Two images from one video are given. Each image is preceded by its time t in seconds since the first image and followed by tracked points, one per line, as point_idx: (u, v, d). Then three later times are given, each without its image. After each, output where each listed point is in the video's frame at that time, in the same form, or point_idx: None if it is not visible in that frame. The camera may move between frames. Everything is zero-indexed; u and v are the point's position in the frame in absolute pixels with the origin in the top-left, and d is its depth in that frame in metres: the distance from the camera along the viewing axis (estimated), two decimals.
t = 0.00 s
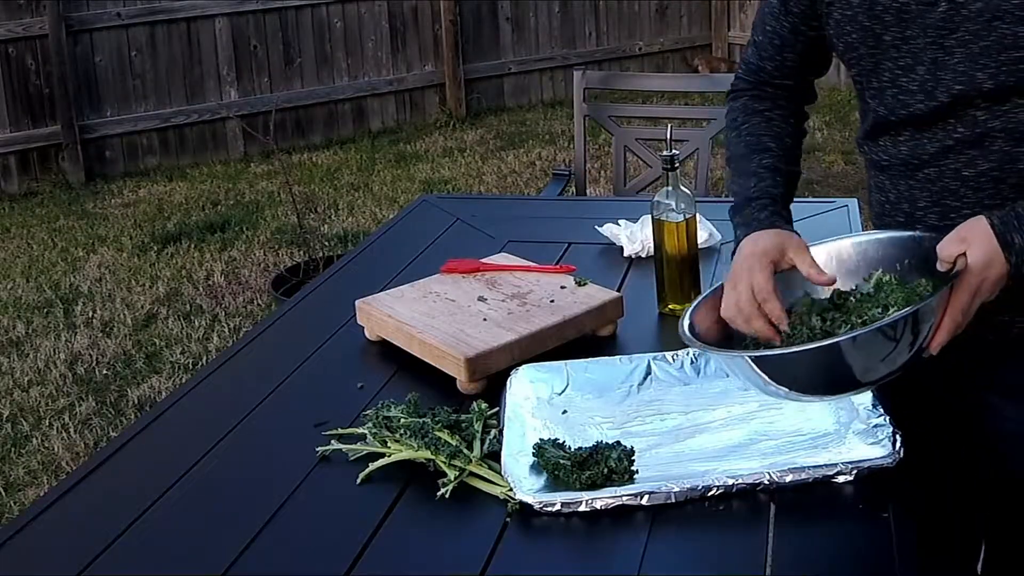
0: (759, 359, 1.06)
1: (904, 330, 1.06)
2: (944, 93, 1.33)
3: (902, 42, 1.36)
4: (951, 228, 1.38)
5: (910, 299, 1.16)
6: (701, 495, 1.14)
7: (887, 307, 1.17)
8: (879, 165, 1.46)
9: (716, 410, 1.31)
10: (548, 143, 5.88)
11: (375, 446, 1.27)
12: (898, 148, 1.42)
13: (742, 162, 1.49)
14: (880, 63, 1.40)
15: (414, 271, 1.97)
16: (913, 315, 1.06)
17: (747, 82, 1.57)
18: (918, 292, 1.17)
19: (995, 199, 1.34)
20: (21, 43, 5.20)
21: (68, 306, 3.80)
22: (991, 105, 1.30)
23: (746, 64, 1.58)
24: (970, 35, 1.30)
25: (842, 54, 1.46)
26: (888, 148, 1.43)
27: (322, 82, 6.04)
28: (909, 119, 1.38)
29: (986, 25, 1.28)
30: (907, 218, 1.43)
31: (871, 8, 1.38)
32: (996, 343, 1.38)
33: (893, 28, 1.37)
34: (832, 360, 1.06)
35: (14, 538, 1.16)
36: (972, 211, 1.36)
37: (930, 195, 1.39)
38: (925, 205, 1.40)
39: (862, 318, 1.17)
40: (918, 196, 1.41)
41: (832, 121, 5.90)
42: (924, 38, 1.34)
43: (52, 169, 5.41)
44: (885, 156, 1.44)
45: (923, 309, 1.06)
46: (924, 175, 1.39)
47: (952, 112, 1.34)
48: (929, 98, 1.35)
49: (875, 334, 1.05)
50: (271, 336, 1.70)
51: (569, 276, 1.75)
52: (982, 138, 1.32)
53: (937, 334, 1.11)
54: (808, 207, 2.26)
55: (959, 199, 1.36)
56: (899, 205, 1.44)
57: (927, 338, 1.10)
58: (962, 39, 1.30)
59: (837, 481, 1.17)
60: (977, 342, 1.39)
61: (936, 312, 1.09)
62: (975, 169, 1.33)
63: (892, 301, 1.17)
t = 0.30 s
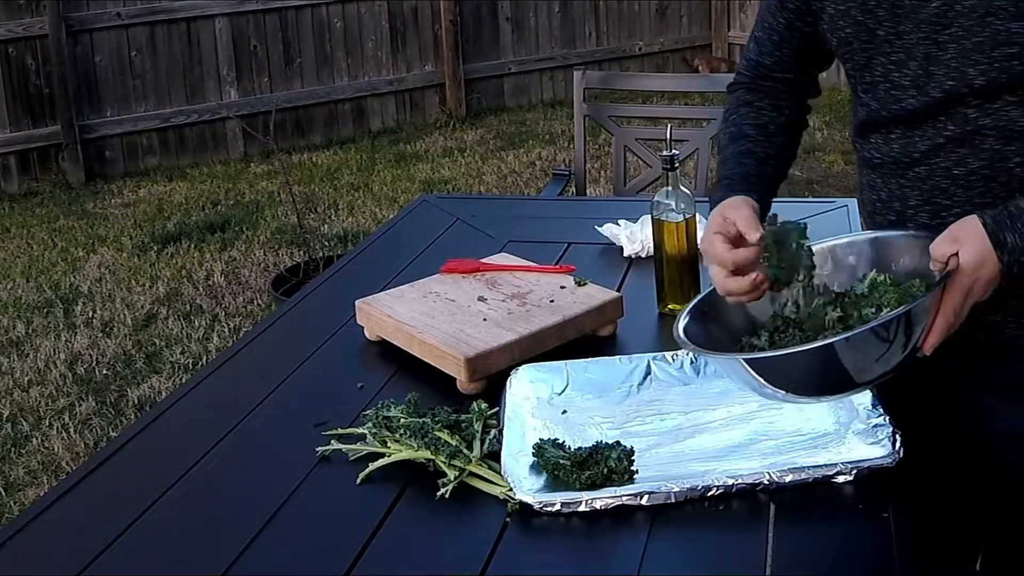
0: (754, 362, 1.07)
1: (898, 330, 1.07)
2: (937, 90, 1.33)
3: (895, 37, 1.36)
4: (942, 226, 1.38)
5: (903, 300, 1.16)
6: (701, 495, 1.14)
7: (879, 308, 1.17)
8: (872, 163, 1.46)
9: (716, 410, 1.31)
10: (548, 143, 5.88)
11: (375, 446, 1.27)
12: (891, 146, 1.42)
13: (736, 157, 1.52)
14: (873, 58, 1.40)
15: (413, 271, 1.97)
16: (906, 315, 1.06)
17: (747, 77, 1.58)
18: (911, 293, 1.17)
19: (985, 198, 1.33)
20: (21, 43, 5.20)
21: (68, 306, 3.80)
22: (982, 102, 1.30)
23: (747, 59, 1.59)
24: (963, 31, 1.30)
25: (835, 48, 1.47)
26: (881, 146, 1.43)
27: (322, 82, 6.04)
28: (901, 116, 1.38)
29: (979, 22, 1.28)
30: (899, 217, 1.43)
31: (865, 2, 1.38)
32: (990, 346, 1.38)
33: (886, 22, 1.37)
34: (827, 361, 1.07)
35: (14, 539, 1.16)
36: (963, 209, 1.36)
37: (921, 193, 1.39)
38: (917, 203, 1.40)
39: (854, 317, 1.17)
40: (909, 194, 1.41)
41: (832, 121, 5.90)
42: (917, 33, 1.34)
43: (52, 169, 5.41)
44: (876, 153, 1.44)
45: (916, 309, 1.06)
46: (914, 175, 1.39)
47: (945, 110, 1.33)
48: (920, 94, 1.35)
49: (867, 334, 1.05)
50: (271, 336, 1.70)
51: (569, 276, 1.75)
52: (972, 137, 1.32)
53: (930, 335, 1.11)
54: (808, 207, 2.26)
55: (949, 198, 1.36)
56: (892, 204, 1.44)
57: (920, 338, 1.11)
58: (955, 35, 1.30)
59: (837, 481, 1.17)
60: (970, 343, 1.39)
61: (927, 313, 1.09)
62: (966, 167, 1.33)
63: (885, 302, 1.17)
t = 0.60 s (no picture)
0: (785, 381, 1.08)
1: (929, 347, 1.07)
2: (944, 92, 1.34)
3: (896, 42, 1.38)
4: (953, 229, 1.39)
5: (934, 311, 1.17)
6: (700, 494, 1.14)
7: (911, 319, 1.18)
8: (878, 169, 1.47)
9: (716, 410, 1.31)
10: (548, 143, 5.88)
11: (375, 446, 1.27)
12: (897, 150, 1.43)
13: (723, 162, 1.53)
14: (875, 65, 1.42)
15: (413, 272, 1.97)
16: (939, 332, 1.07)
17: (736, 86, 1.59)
18: (943, 305, 1.18)
19: (995, 198, 1.34)
20: (21, 43, 5.20)
21: (68, 306, 3.80)
22: (990, 104, 1.31)
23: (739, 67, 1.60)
24: (967, 34, 1.31)
25: (835, 57, 1.49)
26: (887, 151, 1.44)
27: (322, 82, 6.04)
28: (907, 120, 1.39)
29: (982, 24, 1.29)
30: (908, 220, 1.44)
31: (864, 10, 1.41)
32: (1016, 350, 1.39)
33: (886, 29, 1.39)
34: (857, 381, 1.07)
35: (15, 538, 1.16)
36: (973, 209, 1.37)
37: (930, 198, 1.40)
38: (925, 207, 1.41)
39: (887, 334, 1.18)
40: (918, 198, 1.42)
41: (832, 121, 5.90)
42: (920, 37, 1.35)
43: (52, 169, 5.41)
44: (883, 159, 1.45)
45: (949, 324, 1.07)
46: (922, 179, 1.40)
47: (953, 114, 1.34)
48: (926, 97, 1.36)
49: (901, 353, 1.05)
50: (270, 336, 1.70)
51: (568, 276, 1.75)
52: (980, 138, 1.33)
53: (967, 339, 1.13)
54: (807, 207, 2.27)
55: (958, 199, 1.37)
56: (899, 208, 1.45)
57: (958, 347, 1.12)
58: (959, 38, 1.31)
59: (836, 481, 1.17)
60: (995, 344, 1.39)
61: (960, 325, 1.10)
62: (976, 168, 1.34)
63: (917, 314, 1.18)
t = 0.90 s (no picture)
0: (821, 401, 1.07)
1: (969, 359, 1.05)
2: (961, 95, 1.34)
3: (907, 49, 1.38)
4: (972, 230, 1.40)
5: (980, 312, 1.15)
6: (700, 495, 1.14)
7: (956, 321, 1.16)
8: (892, 176, 1.48)
9: (716, 411, 1.31)
10: (548, 143, 5.88)
11: (375, 446, 1.27)
12: (912, 157, 1.43)
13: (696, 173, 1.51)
14: (887, 74, 1.41)
15: (414, 272, 1.97)
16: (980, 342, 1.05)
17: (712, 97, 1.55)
18: (987, 305, 1.16)
19: (1014, 199, 1.36)
20: (21, 43, 5.20)
21: (68, 306, 3.80)
22: (1007, 103, 1.31)
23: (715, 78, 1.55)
24: (980, 35, 1.31)
25: (842, 68, 1.47)
26: (902, 158, 1.45)
27: (322, 82, 6.04)
28: (924, 126, 1.40)
29: (995, 25, 1.30)
30: (925, 226, 1.45)
31: (873, 17, 1.40)
32: None
33: (897, 36, 1.39)
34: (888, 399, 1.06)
35: (15, 538, 1.16)
36: (993, 212, 1.38)
37: (948, 202, 1.41)
38: (943, 211, 1.42)
39: (931, 339, 1.16)
40: (936, 202, 1.42)
41: (832, 121, 5.90)
42: (933, 42, 1.35)
43: (52, 169, 5.41)
44: (897, 166, 1.46)
45: (989, 334, 1.05)
46: (941, 183, 1.41)
47: (970, 118, 1.35)
48: (943, 101, 1.36)
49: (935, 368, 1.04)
50: (271, 336, 1.70)
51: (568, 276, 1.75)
52: (999, 138, 1.33)
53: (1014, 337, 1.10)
54: (807, 207, 2.27)
55: (978, 201, 1.38)
56: (916, 214, 1.45)
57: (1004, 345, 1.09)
58: (972, 40, 1.32)
59: (837, 481, 1.16)
60: None
61: (1005, 328, 1.08)
62: (995, 169, 1.35)
63: (961, 315, 1.16)
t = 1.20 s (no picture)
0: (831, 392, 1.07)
1: (979, 353, 1.06)
2: (968, 97, 1.34)
3: (916, 56, 1.36)
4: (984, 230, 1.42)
5: (991, 303, 1.16)
6: (700, 495, 1.14)
7: (967, 313, 1.17)
8: (901, 179, 1.47)
9: (716, 410, 1.31)
10: (548, 143, 5.88)
11: (375, 446, 1.27)
12: (921, 159, 1.43)
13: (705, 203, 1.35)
14: (896, 80, 1.39)
15: (413, 272, 1.97)
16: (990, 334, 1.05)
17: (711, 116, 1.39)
18: (996, 298, 1.17)
19: None
20: (21, 43, 5.19)
21: (68, 306, 3.80)
22: (1015, 104, 1.32)
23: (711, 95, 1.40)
24: (987, 37, 1.31)
25: (852, 77, 1.43)
26: (911, 161, 1.44)
27: (322, 82, 6.04)
28: (933, 131, 1.39)
29: (1002, 25, 1.30)
30: (934, 227, 1.46)
31: (882, 26, 1.36)
32: None
33: (904, 43, 1.36)
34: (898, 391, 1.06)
35: (15, 538, 1.16)
36: (1003, 211, 1.40)
37: (958, 202, 1.42)
38: (954, 212, 1.43)
39: (941, 331, 1.17)
40: (946, 204, 1.43)
41: (832, 121, 5.90)
42: (940, 47, 1.34)
43: (52, 169, 5.41)
44: (906, 169, 1.45)
45: (999, 326, 1.05)
46: (952, 185, 1.42)
47: (979, 118, 1.35)
48: (952, 105, 1.35)
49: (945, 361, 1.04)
50: (271, 336, 1.71)
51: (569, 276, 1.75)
52: (1009, 138, 1.34)
53: None
54: (808, 207, 2.27)
55: (989, 202, 1.40)
56: (926, 215, 1.46)
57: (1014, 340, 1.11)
58: (980, 42, 1.31)
59: (836, 481, 1.17)
60: None
61: (1016, 318, 1.08)
62: (1005, 169, 1.37)
63: (972, 306, 1.17)
